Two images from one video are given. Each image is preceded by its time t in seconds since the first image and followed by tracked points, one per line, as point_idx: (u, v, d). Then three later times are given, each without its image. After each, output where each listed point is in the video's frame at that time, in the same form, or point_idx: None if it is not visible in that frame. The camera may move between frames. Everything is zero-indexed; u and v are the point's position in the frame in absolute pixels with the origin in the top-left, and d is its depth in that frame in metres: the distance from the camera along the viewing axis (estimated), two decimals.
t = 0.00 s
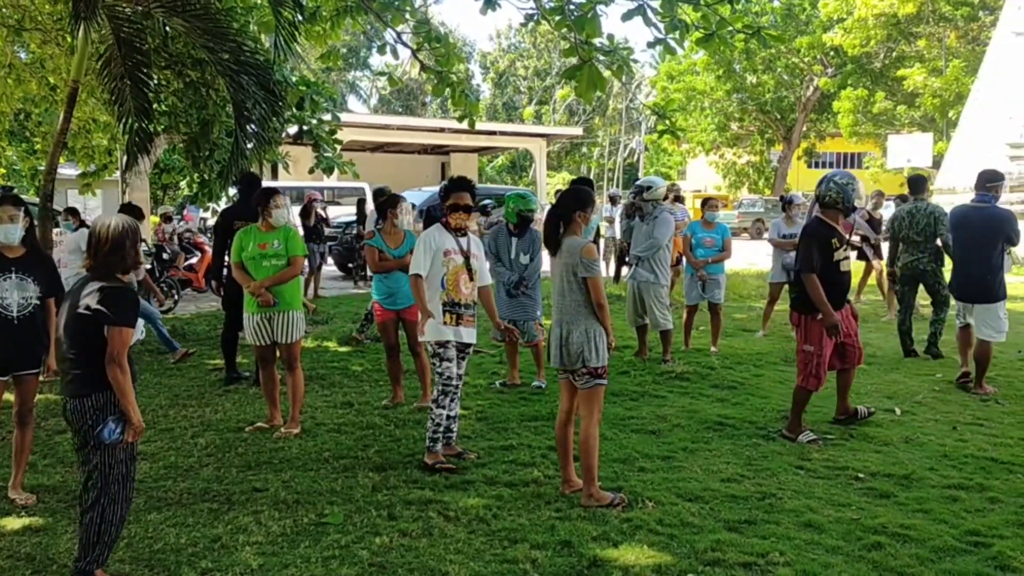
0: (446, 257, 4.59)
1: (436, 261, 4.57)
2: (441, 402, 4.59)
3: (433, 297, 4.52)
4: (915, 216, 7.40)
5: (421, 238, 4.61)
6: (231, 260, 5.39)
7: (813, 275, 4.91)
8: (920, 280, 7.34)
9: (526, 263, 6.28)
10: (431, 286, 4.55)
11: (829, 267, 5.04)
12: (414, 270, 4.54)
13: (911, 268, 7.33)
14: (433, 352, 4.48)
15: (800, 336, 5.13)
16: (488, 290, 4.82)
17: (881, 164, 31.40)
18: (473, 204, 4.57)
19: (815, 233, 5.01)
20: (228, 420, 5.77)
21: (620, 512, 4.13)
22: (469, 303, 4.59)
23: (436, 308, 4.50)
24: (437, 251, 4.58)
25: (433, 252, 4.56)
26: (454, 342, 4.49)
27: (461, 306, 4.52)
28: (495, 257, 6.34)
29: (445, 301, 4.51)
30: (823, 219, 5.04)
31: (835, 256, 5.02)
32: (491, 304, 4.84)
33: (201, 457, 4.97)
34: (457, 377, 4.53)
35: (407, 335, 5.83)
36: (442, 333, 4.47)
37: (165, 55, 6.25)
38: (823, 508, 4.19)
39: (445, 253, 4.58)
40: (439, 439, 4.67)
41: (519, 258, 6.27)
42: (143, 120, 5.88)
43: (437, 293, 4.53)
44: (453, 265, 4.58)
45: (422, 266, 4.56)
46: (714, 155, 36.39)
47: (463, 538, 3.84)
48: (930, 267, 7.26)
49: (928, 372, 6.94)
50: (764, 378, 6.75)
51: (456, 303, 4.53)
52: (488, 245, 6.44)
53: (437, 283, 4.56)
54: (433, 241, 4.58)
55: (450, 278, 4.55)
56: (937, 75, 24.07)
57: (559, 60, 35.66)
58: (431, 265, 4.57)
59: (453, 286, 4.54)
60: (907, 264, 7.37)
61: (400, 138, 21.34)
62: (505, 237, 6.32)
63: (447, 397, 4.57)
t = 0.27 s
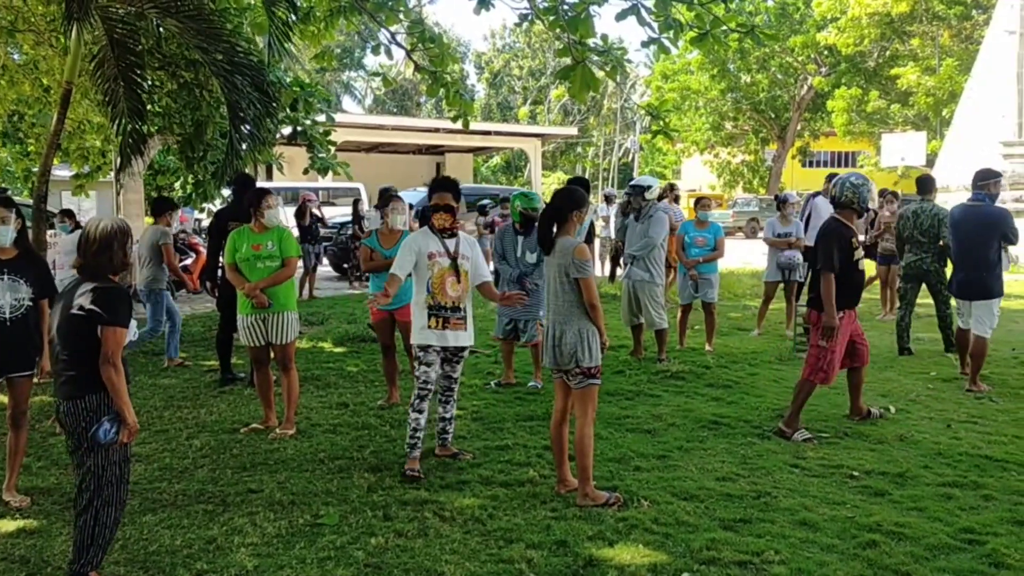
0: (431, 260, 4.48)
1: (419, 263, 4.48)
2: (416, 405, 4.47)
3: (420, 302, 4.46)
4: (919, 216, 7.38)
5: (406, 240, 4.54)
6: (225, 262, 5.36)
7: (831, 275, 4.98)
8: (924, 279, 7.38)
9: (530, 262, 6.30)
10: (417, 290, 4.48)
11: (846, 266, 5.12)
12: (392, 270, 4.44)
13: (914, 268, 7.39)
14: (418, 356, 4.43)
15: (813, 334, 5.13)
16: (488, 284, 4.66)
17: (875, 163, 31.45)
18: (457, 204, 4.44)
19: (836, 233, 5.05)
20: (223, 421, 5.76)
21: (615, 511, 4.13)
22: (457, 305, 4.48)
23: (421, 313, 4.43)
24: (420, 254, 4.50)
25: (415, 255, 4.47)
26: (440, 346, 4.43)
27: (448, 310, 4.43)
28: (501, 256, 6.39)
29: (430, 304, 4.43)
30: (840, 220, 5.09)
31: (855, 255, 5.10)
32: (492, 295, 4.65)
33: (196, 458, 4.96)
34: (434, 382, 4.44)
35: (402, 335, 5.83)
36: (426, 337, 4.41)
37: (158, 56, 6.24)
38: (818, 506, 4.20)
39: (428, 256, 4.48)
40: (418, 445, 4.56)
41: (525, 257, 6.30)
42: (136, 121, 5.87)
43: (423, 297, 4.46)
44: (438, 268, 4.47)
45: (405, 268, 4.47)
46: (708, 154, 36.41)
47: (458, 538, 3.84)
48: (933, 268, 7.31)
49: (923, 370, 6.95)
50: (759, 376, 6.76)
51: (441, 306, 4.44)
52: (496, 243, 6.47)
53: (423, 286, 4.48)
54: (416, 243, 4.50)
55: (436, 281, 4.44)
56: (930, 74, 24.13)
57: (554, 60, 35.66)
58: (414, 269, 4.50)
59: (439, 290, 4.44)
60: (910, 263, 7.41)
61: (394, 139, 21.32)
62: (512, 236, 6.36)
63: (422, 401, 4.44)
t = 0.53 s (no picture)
0: (409, 263, 4.41)
1: (397, 266, 4.41)
2: (402, 414, 4.47)
3: (399, 307, 4.42)
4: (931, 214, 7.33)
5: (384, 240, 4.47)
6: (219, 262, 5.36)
7: (850, 266, 5.17)
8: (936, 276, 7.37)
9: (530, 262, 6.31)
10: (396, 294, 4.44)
11: (862, 258, 5.30)
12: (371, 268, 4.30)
13: (923, 265, 7.38)
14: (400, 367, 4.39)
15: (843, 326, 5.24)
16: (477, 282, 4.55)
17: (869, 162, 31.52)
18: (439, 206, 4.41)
19: (855, 225, 5.21)
20: (218, 422, 5.76)
21: (610, 511, 4.14)
22: (438, 308, 4.44)
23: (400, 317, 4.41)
24: (398, 256, 4.41)
25: (394, 257, 4.39)
26: (420, 353, 4.40)
27: (427, 315, 4.40)
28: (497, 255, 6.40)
29: (409, 309, 4.40)
30: (853, 211, 5.27)
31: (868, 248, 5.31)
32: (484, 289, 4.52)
33: (190, 459, 4.95)
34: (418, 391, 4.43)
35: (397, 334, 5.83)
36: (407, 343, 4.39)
37: (152, 56, 6.23)
38: (812, 505, 4.21)
39: (406, 259, 4.40)
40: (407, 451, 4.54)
41: (525, 256, 6.30)
42: (129, 122, 5.88)
43: (402, 301, 4.42)
44: (417, 271, 4.40)
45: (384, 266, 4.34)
46: (703, 154, 36.44)
47: (453, 538, 3.84)
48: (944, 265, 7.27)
49: (917, 369, 6.96)
50: (753, 376, 6.77)
51: (421, 312, 4.41)
52: (492, 241, 6.47)
53: (402, 290, 4.42)
54: (395, 245, 4.42)
55: (414, 285, 4.40)
56: (923, 74, 24.19)
57: (548, 60, 35.66)
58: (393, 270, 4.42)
59: (418, 294, 4.40)
60: (921, 260, 7.39)
61: (388, 139, 21.30)
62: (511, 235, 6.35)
63: (407, 410, 4.44)
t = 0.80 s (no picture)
0: (398, 265, 4.40)
1: (387, 267, 4.38)
2: (394, 416, 4.48)
3: (388, 308, 4.38)
4: (937, 211, 7.34)
5: (374, 241, 4.44)
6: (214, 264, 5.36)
7: (865, 261, 5.25)
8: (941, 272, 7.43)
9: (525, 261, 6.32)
10: (385, 296, 4.39)
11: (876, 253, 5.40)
12: (364, 270, 4.32)
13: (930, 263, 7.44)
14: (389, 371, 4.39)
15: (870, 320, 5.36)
16: (459, 281, 4.67)
17: (864, 161, 31.57)
18: (431, 207, 4.43)
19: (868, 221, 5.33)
20: (213, 423, 5.76)
21: (606, 510, 4.14)
22: (426, 310, 4.44)
23: (390, 320, 4.36)
24: (387, 257, 4.40)
25: (384, 258, 4.37)
26: (410, 355, 4.39)
27: (418, 316, 4.39)
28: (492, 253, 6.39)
29: (399, 311, 4.37)
30: (865, 209, 5.40)
31: (880, 243, 5.42)
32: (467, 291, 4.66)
33: (186, 461, 4.95)
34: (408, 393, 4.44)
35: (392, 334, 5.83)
36: (397, 346, 4.36)
37: (146, 57, 6.22)
38: (807, 503, 4.22)
39: (396, 260, 4.39)
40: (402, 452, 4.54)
41: (519, 256, 6.30)
42: (122, 122, 5.86)
43: (391, 303, 4.38)
44: (406, 273, 4.41)
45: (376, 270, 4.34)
46: (698, 153, 36.45)
47: (449, 538, 3.84)
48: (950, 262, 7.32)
49: (912, 367, 6.98)
50: (749, 374, 6.78)
51: (412, 313, 4.39)
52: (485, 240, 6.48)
53: (389, 292, 4.39)
54: (385, 245, 4.41)
55: (404, 287, 4.39)
56: (918, 72, 24.23)
57: (543, 60, 35.64)
58: (382, 272, 4.38)
59: (407, 295, 4.39)
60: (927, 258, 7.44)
61: (383, 139, 21.28)
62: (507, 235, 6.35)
63: (399, 411, 4.45)
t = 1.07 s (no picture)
0: (398, 267, 4.41)
1: (388, 272, 4.36)
2: (390, 418, 4.48)
3: (388, 309, 4.37)
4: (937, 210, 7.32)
5: (371, 244, 4.37)
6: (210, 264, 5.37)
7: (879, 261, 5.33)
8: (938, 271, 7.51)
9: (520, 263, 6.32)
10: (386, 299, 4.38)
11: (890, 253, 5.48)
12: (369, 287, 4.27)
13: (930, 261, 7.47)
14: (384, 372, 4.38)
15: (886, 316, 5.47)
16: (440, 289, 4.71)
17: (859, 160, 31.61)
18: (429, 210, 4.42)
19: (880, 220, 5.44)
20: (209, 424, 5.75)
21: (602, 509, 4.15)
22: (422, 311, 4.48)
23: (391, 323, 4.36)
24: (389, 261, 4.38)
25: (386, 263, 4.34)
26: (407, 358, 4.41)
27: (415, 318, 4.42)
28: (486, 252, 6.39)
29: (400, 313, 4.38)
30: (879, 209, 5.50)
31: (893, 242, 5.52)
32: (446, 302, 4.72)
33: (182, 462, 4.94)
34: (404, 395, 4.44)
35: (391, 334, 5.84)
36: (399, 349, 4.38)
37: (141, 57, 6.22)
38: (802, 501, 4.23)
39: (397, 264, 4.39)
40: (398, 453, 4.54)
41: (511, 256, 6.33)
42: (116, 123, 5.87)
43: (391, 306, 4.37)
44: (405, 275, 4.42)
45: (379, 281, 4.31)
46: (694, 152, 36.47)
47: (445, 538, 3.84)
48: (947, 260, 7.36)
49: (908, 365, 6.99)
50: (745, 373, 6.79)
51: (411, 315, 4.41)
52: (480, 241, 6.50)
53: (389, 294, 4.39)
54: (386, 248, 4.37)
55: (403, 290, 4.40)
56: (912, 71, 24.28)
57: (538, 59, 35.64)
58: (384, 276, 4.35)
59: (406, 297, 4.40)
60: (926, 256, 7.50)
61: (379, 139, 21.27)
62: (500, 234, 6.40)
63: (395, 414, 4.45)
